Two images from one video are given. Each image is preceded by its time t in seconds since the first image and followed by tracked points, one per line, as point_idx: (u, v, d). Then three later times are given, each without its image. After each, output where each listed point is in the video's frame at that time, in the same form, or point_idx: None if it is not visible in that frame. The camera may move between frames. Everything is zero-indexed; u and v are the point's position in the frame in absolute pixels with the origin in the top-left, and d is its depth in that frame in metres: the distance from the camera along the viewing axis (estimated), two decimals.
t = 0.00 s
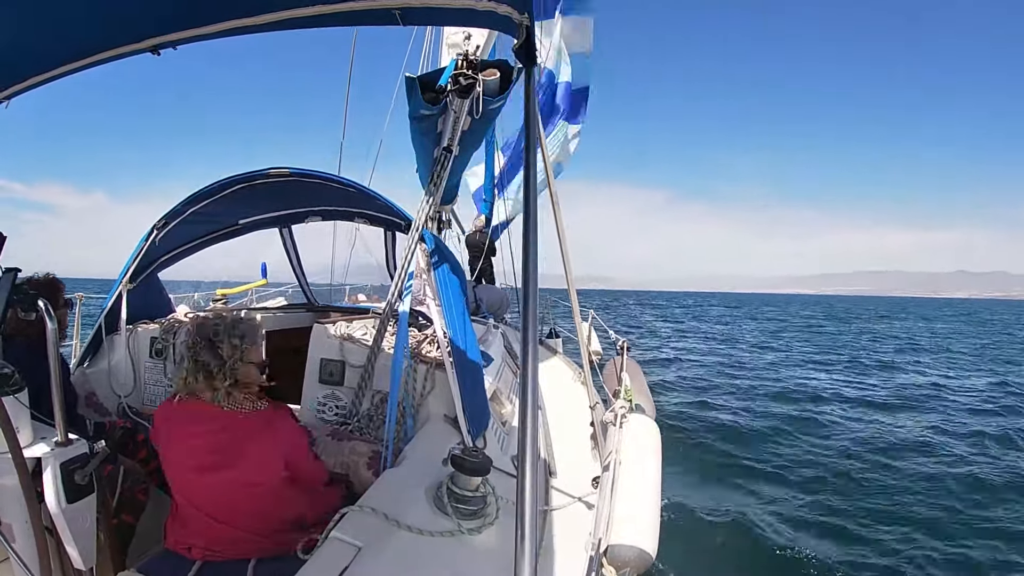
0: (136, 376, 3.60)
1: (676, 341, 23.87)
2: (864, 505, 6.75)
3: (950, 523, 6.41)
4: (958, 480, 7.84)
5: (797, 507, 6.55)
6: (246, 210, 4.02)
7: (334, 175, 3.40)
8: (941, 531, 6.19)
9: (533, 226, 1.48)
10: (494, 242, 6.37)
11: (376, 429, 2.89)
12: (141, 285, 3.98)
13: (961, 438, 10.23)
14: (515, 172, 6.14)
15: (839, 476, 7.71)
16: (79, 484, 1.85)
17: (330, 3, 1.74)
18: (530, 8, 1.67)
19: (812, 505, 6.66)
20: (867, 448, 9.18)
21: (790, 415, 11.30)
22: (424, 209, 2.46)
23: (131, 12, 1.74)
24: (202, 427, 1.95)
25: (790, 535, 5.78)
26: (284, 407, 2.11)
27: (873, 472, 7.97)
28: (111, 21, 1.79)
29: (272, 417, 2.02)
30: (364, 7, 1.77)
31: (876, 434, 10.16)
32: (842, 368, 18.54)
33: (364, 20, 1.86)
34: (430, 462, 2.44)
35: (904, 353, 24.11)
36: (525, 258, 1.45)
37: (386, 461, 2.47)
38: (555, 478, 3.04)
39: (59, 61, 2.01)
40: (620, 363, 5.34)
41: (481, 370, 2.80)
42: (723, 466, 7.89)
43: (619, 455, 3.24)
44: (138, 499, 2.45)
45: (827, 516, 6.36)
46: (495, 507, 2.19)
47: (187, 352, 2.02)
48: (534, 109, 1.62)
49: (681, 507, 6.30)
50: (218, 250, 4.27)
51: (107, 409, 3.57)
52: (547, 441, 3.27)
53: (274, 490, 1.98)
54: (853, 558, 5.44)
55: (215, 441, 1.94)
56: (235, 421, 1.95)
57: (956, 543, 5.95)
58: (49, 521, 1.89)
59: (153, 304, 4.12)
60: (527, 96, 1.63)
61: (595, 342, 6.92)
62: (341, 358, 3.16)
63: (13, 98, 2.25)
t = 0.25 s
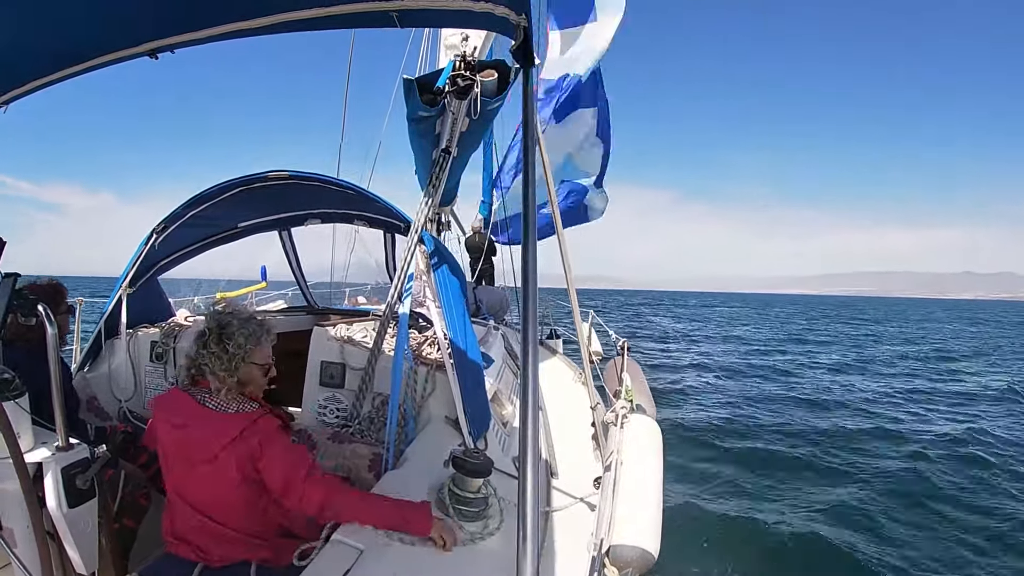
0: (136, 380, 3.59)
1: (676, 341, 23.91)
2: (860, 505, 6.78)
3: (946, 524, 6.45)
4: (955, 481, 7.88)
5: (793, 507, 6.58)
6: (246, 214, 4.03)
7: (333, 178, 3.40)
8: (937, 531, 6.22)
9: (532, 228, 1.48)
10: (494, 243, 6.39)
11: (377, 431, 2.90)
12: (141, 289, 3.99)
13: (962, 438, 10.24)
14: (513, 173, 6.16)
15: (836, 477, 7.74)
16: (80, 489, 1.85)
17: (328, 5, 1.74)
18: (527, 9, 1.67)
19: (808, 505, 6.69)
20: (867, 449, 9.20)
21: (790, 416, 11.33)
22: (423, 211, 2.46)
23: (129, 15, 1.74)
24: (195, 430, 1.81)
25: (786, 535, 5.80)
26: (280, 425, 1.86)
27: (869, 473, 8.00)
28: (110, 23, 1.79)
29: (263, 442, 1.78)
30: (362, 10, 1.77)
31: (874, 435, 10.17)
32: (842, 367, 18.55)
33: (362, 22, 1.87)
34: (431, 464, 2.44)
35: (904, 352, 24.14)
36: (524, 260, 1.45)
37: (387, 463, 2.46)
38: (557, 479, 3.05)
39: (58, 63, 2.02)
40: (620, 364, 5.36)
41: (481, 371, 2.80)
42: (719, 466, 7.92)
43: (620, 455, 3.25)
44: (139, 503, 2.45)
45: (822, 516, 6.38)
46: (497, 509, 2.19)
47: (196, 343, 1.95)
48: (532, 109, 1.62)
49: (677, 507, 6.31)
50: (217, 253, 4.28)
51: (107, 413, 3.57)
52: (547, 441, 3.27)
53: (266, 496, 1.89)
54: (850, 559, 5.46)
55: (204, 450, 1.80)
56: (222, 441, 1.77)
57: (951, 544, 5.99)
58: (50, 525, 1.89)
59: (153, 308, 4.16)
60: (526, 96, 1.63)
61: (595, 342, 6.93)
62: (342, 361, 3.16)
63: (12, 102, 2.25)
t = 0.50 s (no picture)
0: (136, 379, 3.59)
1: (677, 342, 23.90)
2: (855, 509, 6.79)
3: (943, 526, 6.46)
4: (952, 483, 7.89)
5: (790, 509, 6.59)
6: (246, 213, 4.03)
7: (333, 178, 3.40)
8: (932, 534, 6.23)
9: (533, 229, 1.48)
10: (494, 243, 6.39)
11: (377, 432, 2.90)
12: (141, 288, 3.98)
13: (962, 440, 10.24)
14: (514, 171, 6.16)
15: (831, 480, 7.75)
16: (79, 487, 1.85)
17: (329, 6, 1.74)
18: (529, 10, 1.68)
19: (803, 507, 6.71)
20: (867, 452, 9.20)
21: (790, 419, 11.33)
22: (424, 211, 2.46)
23: (130, 15, 1.75)
24: (187, 431, 1.82)
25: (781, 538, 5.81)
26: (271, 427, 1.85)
27: (865, 476, 8.01)
28: (111, 23, 1.79)
29: (251, 443, 1.77)
30: (363, 11, 1.77)
31: (874, 437, 10.16)
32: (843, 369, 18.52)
33: (363, 23, 1.87)
34: (431, 465, 2.44)
35: (905, 354, 24.13)
36: (525, 259, 1.45)
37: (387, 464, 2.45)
38: (557, 480, 3.04)
39: (58, 63, 2.02)
40: (620, 366, 5.36)
41: (481, 371, 2.80)
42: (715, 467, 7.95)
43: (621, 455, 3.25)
44: (138, 502, 2.45)
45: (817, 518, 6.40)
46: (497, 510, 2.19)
47: (194, 341, 1.94)
48: (533, 109, 1.62)
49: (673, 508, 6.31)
50: (218, 253, 4.28)
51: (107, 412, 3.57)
52: (547, 442, 3.28)
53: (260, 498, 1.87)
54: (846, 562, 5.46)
55: (196, 452, 1.80)
56: (212, 442, 1.77)
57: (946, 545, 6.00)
58: (50, 525, 1.89)
59: (153, 307, 4.17)
60: (527, 96, 1.63)
61: (596, 343, 6.93)
62: (342, 361, 3.16)
63: (13, 101, 2.25)
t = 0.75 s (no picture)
0: (136, 377, 3.60)
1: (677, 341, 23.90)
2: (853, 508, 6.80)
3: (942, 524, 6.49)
4: (951, 482, 7.92)
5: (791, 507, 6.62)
6: (246, 212, 4.03)
7: (333, 176, 3.40)
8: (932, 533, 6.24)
9: (533, 229, 1.48)
10: (495, 240, 6.39)
11: (377, 430, 2.90)
12: (141, 287, 3.98)
13: (962, 439, 10.26)
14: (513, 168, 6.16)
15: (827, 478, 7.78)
16: (80, 485, 1.85)
17: (329, 4, 1.74)
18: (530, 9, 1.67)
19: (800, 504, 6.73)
20: (865, 450, 9.22)
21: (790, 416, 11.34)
22: (424, 210, 2.46)
23: (130, 14, 1.74)
24: (208, 434, 1.79)
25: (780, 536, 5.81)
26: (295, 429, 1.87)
27: (865, 474, 8.03)
28: (110, 21, 1.79)
29: (281, 445, 1.79)
30: (364, 9, 1.77)
31: (874, 435, 10.18)
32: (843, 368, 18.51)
33: (363, 21, 1.86)
34: (431, 463, 2.43)
35: (905, 353, 24.11)
36: (525, 258, 1.45)
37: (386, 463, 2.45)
38: (557, 478, 3.05)
39: (58, 63, 2.02)
40: (620, 365, 5.36)
41: (481, 369, 2.80)
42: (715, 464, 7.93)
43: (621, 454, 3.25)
44: (138, 500, 2.46)
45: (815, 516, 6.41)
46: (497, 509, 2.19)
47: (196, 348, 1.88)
48: (534, 109, 1.62)
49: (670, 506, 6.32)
50: (218, 252, 4.28)
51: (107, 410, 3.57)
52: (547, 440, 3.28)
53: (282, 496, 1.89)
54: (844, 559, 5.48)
55: (219, 455, 1.78)
56: (241, 445, 1.75)
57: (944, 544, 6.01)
58: (50, 523, 1.89)
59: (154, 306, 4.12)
60: (528, 96, 1.63)
61: (596, 342, 6.93)
62: (342, 359, 3.16)
63: (12, 99, 2.25)
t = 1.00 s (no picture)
0: (136, 377, 3.60)
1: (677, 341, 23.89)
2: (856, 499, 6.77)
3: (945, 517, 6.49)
4: (952, 475, 7.93)
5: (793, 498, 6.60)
6: (246, 211, 4.02)
7: (333, 176, 3.40)
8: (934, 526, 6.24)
9: (533, 228, 1.47)
10: (495, 240, 6.39)
11: (376, 430, 2.90)
12: (140, 286, 3.98)
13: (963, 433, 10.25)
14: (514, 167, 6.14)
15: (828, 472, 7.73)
16: (79, 485, 1.85)
17: (329, 4, 1.74)
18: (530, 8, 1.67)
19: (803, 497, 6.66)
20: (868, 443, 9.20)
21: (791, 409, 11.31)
22: (424, 209, 2.46)
23: (131, 13, 1.75)
24: (217, 434, 1.79)
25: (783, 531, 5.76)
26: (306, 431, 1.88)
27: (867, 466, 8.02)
28: (110, 21, 1.79)
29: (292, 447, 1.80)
30: (364, 9, 1.77)
31: (875, 428, 10.17)
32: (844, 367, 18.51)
33: (364, 21, 1.87)
34: (430, 464, 2.43)
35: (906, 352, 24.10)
36: (524, 257, 1.45)
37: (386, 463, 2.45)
38: (557, 478, 3.05)
39: (59, 62, 2.02)
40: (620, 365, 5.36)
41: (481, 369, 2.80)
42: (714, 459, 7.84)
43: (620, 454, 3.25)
44: (138, 499, 2.46)
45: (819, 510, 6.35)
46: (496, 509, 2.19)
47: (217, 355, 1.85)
48: (533, 109, 1.61)
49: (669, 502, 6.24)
50: (217, 252, 4.28)
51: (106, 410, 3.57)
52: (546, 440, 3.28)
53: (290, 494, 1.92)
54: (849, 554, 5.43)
55: (229, 456, 1.78)
56: (252, 447, 1.76)
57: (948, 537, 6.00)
58: (50, 522, 1.89)
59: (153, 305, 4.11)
60: (527, 96, 1.63)
61: (596, 342, 6.93)
62: (341, 359, 3.16)
63: (12, 98, 2.25)
